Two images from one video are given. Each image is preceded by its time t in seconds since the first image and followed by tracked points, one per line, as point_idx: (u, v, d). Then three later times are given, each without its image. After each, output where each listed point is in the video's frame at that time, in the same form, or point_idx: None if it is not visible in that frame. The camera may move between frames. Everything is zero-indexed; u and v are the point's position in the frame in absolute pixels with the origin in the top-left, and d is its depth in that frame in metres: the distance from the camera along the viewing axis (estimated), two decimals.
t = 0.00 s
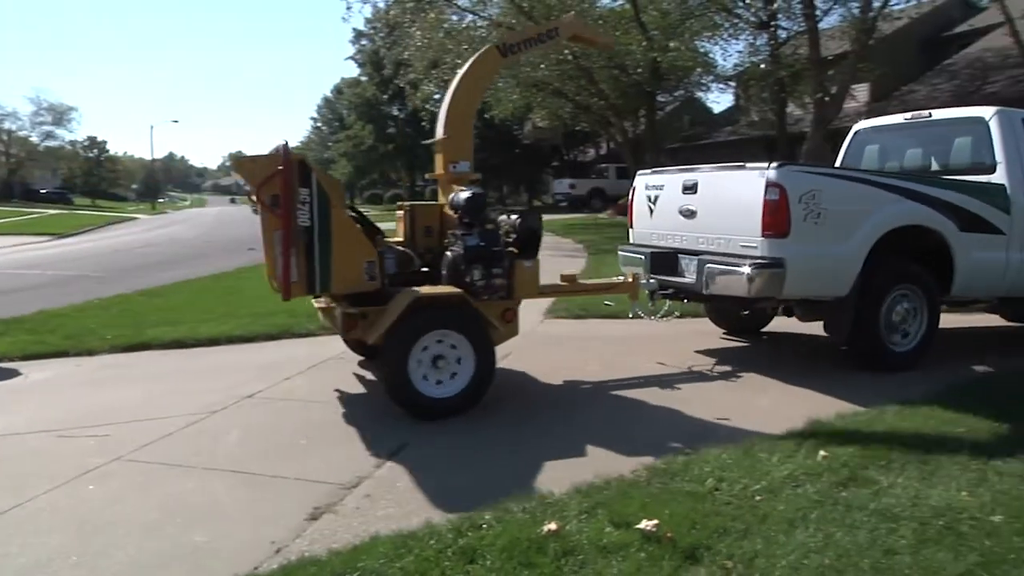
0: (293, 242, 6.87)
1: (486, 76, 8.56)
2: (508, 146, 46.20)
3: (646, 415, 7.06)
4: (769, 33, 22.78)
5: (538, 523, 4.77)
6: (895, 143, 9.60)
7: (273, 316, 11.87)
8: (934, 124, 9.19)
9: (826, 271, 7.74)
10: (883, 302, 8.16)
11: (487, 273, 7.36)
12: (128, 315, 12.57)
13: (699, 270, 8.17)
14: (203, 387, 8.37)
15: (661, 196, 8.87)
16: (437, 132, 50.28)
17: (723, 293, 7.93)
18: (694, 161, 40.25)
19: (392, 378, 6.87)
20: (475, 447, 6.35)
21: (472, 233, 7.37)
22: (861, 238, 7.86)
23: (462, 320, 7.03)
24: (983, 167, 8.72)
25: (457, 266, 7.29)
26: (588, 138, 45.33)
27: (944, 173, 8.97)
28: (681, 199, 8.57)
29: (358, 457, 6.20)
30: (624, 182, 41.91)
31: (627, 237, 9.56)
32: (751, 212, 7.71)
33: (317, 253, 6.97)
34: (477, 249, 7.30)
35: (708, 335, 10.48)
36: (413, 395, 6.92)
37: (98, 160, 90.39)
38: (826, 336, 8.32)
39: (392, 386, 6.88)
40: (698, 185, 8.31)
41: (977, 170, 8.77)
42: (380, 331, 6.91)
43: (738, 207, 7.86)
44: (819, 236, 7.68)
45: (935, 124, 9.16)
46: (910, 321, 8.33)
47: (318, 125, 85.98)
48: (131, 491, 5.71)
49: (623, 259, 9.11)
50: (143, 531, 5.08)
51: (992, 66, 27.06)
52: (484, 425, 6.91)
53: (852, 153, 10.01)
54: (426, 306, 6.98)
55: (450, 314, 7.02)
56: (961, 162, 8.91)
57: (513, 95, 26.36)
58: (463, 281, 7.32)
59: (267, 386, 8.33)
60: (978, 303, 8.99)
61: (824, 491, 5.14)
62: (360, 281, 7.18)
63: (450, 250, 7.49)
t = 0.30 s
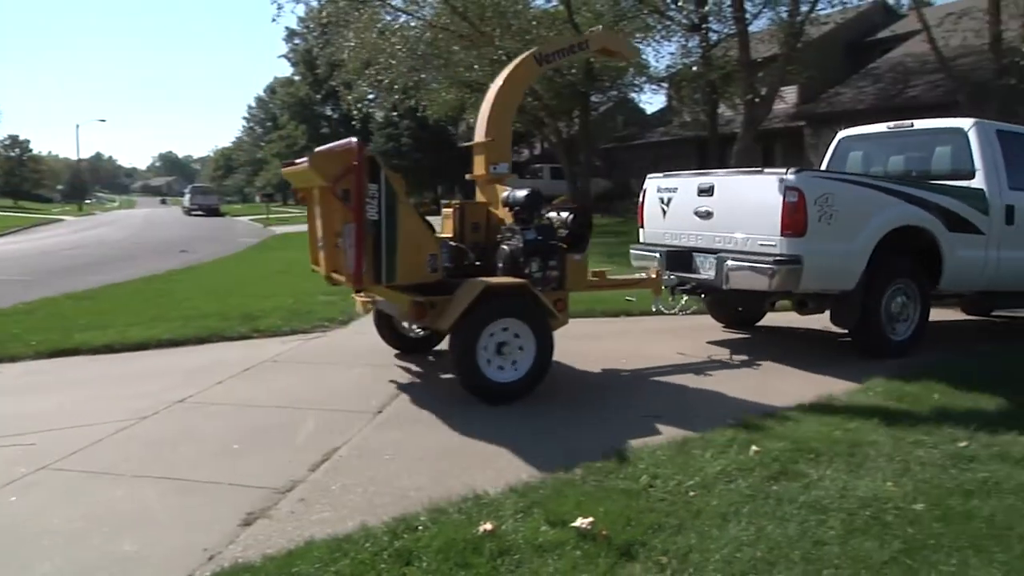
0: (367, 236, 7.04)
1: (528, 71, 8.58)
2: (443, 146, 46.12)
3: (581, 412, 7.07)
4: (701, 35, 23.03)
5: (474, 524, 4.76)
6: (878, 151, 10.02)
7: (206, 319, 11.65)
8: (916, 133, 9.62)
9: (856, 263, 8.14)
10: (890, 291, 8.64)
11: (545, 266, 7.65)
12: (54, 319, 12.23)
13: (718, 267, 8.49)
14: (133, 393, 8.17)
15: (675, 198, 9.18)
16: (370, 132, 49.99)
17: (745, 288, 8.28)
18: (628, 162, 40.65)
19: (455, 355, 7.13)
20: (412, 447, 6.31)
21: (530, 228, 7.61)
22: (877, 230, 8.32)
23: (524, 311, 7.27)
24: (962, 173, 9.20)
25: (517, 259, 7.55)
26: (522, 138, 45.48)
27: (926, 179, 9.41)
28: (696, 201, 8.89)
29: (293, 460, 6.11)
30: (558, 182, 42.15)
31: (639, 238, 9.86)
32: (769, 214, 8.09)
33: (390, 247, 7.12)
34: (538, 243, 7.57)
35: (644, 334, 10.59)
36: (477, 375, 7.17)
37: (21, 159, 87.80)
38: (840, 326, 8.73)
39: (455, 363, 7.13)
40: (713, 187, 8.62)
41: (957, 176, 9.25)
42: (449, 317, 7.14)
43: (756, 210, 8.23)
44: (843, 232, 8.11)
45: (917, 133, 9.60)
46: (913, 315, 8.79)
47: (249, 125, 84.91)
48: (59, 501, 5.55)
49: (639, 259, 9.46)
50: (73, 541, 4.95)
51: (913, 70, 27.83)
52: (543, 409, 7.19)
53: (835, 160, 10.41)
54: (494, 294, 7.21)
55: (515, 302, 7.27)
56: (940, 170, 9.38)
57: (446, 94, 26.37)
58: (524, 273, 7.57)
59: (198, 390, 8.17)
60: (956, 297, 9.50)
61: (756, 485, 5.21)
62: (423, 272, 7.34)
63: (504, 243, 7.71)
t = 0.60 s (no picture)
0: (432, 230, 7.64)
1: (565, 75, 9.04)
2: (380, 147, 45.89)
3: (520, 414, 7.09)
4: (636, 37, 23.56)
5: (412, 526, 4.73)
6: (857, 157, 10.77)
7: (138, 323, 11.43)
8: (892, 141, 10.36)
9: (852, 257, 9.03)
10: (884, 281, 9.46)
11: (592, 261, 8.44)
12: None
13: (727, 265, 9.19)
14: (61, 400, 7.97)
15: (680, 202, 9.85)
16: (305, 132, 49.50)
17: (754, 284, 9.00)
18: (564, 163, 40.90)
19: (520, 355, 7.73)
20: (346, 449, 6.25)
21: (577, 225, 8.37)
22: (873, 228, 9.16)
23: (576, 301, 7.89)
24: (935, 179, 9.98)
25: (567, 254, 8.31)
26: (459, 138, 45.49)
27: (903, 184, 10.18)
28: (702, 204, 9.59)
29: (225, 466, 6.00)
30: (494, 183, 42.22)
31: (642, 239, 10.49)
32: (774, 216, 8.82)
33: (451, 241, 7.75)
34: (583, 241, 8.32)
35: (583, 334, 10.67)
36: (542, 370, 7.80)
37: None
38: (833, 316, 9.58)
39: (520, 360, 7.75)
40: (720, 191, 9.37)
41: (931, 181, 10.03)
42: (508, 313, 7.73)
43: (761, 212, 8.94)
44: (843, 229, 8.96)
45: (892, 141, 10.35)
46: (903, 300, 9.66)
47: (181, 126, 83.47)
48: None
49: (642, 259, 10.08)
50: None
51: (840, 73, 28.47)
52: (599, 389, 7.89)
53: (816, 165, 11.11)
54: (550, 287, 7.79)
55: (567, 294, 7.88)
56: (917, 176, 10.15)
57: (384, 94, 25.98)
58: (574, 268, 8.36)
59: (129, 396, 7.99)
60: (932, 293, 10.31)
61: (692, 481, 5.26)
62: (478, 265, 7.96)
63: (551, 239, 8.45)
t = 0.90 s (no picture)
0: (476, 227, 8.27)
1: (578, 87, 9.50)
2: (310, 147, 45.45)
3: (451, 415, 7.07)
4: (567, 37, 23.64)
5: (345, 529, 4.69)
6: (824, 164, 11.75)
7: (61, 328, 11.15)
8: (858, 150, 11.37)
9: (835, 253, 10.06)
10: (856, 277, 10.47)
11: (615, 256, 8.99)
12: None
13: (720, 263, 10.14)
14: None
15: (673, 206, 10.78)
16: (234, 132, 48.80)
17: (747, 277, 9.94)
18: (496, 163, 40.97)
19: (557, 343, 8.40)
20: (278, 453, 6.18)
21: (602, 224, 8.92)
22: (850, 228, 10.21)
23: (604, 293, 8.60)
24: (898, 185, 11.02)
25: (593, 251, 8.84)
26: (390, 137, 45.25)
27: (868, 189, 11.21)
28: (695, 208, 10.56)
29: (152, 474, 5.88)
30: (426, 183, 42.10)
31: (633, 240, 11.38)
32: (765, 220, 9.84)
33: (494, 237, 8.33)
34: (608, 237, 8.90)
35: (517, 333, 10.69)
36: (577, 356, 8.50)
37: None
38: (811, 309, 10.53)
39: (557, 348, 8.42)
40: (711, 198, 10.32)
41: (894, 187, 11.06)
42: (546, 303, 8.35)
43: (751, 215, 9.96)
44: (826, 229, 9.99)
45: (857, 150, 11.37)
46: (871, 292, 10.69)
47: (105, 126, 81.56)
48: None
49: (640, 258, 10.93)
50: None
51: (766, 75, 29.00)
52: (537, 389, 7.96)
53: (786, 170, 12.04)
54: (583, 280, 8.46)
55: (598, 286, 8.57)
56: (880, 181, 11.19)
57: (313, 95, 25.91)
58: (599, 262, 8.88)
59: (51, 404, 7.77)
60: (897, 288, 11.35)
61: (623, 478, 5.31)
62: (513, 260, 8.47)
63: (575, 238, 8.98)
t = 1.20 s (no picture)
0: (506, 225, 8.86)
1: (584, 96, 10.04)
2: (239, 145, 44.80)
3: (384, 415, 7.03)
4: (499, 37, 23.70)
5: (277, 534, 4.63)
6: (789, 169, 12.59)
7: None
8: (821, 156, 12.27)
9: (811, 251, 10.95)
10: (828, 274, 11.35)
11: (625, 253, 9.69)
12: None
13: (706, 260, 10.90)
14: None
15: (660, 209, 11.53)
16: (160, 130, 47.85)
17: (733, 273, 10.73)
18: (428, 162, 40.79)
19: (580, 332, 8.98)
20: (209, 456, 6.08)
21: (613, 224, 9.61)
22: (824, 228, 11.14)
23: (621, 285, 9.27)
24: (858, 188, 11.95)
25: (606, 247, 9.47)
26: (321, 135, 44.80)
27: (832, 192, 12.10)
28: (681, 210, 11.34)
29: (77, 482, 5.73)
30: (358, 183, 41.80)
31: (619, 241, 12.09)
32: (746, 220, 10.67)
33: (522, 234, 8.95)
34: (619, 235, 9.58)
35: (452, 331, 10.69)
36: (599, 343, 9.08)
37: None
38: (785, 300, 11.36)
39: (579, 338, 9.00)
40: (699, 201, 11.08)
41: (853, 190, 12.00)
42: (571, 294, 8.94)
43: (734, 217, 10.79)
44: (804, 229, 10.87)
45: (820, 156, 12.24)
46: (840, 287, 11.60)
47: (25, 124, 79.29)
48: None
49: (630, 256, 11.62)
50: None
51: (695, 76, 29.39)
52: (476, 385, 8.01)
53: (754, 175, 12.87)
54: (604, 273, 9.13)
55: (611, 278, 9.18)
56: (842, 185, 12.10)
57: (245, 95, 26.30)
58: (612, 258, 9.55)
59: None
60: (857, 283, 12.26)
61: (556, 475, 5.34)
62: (536, 256, 9.14)
63: (588, 235, 9.58)
